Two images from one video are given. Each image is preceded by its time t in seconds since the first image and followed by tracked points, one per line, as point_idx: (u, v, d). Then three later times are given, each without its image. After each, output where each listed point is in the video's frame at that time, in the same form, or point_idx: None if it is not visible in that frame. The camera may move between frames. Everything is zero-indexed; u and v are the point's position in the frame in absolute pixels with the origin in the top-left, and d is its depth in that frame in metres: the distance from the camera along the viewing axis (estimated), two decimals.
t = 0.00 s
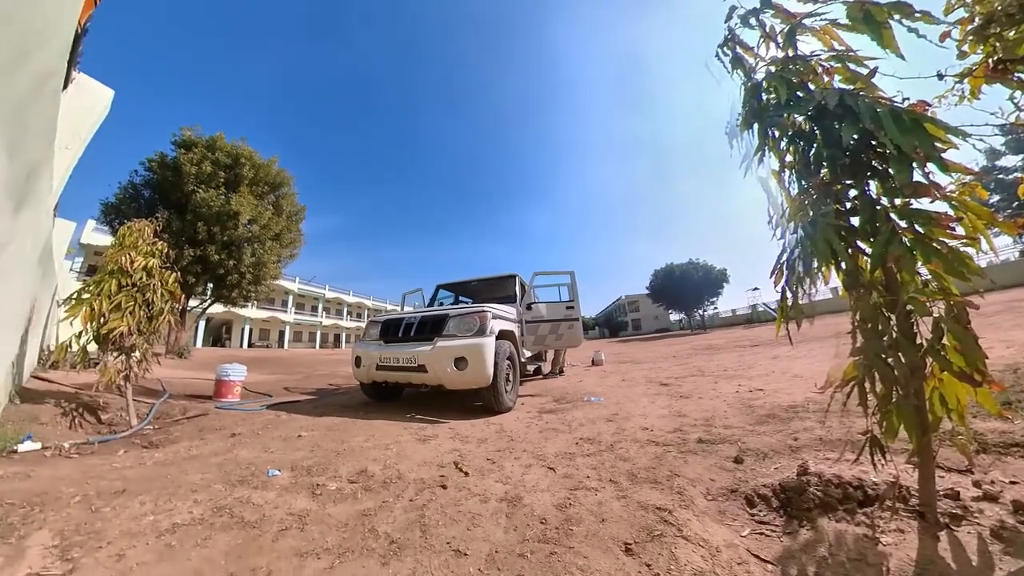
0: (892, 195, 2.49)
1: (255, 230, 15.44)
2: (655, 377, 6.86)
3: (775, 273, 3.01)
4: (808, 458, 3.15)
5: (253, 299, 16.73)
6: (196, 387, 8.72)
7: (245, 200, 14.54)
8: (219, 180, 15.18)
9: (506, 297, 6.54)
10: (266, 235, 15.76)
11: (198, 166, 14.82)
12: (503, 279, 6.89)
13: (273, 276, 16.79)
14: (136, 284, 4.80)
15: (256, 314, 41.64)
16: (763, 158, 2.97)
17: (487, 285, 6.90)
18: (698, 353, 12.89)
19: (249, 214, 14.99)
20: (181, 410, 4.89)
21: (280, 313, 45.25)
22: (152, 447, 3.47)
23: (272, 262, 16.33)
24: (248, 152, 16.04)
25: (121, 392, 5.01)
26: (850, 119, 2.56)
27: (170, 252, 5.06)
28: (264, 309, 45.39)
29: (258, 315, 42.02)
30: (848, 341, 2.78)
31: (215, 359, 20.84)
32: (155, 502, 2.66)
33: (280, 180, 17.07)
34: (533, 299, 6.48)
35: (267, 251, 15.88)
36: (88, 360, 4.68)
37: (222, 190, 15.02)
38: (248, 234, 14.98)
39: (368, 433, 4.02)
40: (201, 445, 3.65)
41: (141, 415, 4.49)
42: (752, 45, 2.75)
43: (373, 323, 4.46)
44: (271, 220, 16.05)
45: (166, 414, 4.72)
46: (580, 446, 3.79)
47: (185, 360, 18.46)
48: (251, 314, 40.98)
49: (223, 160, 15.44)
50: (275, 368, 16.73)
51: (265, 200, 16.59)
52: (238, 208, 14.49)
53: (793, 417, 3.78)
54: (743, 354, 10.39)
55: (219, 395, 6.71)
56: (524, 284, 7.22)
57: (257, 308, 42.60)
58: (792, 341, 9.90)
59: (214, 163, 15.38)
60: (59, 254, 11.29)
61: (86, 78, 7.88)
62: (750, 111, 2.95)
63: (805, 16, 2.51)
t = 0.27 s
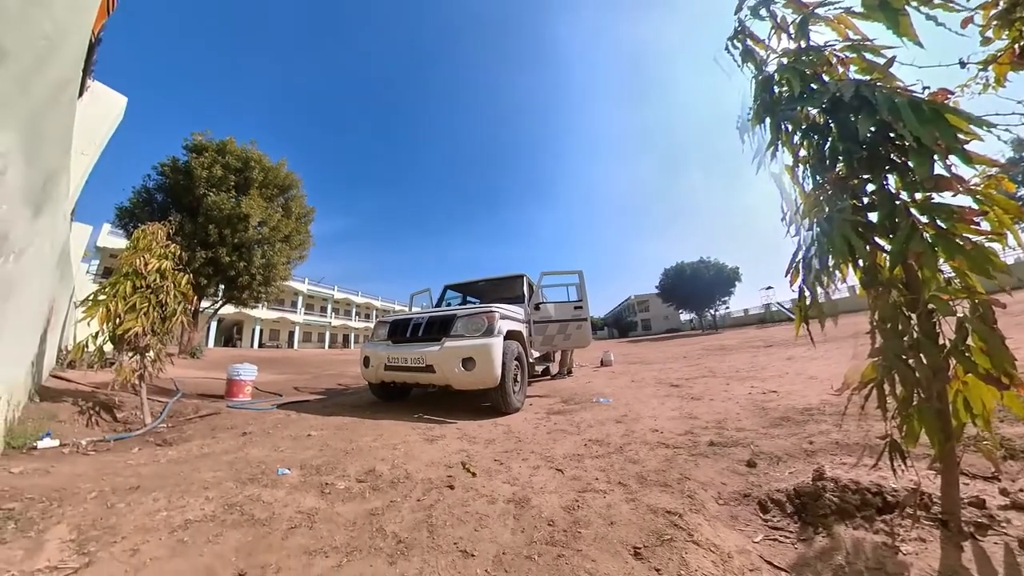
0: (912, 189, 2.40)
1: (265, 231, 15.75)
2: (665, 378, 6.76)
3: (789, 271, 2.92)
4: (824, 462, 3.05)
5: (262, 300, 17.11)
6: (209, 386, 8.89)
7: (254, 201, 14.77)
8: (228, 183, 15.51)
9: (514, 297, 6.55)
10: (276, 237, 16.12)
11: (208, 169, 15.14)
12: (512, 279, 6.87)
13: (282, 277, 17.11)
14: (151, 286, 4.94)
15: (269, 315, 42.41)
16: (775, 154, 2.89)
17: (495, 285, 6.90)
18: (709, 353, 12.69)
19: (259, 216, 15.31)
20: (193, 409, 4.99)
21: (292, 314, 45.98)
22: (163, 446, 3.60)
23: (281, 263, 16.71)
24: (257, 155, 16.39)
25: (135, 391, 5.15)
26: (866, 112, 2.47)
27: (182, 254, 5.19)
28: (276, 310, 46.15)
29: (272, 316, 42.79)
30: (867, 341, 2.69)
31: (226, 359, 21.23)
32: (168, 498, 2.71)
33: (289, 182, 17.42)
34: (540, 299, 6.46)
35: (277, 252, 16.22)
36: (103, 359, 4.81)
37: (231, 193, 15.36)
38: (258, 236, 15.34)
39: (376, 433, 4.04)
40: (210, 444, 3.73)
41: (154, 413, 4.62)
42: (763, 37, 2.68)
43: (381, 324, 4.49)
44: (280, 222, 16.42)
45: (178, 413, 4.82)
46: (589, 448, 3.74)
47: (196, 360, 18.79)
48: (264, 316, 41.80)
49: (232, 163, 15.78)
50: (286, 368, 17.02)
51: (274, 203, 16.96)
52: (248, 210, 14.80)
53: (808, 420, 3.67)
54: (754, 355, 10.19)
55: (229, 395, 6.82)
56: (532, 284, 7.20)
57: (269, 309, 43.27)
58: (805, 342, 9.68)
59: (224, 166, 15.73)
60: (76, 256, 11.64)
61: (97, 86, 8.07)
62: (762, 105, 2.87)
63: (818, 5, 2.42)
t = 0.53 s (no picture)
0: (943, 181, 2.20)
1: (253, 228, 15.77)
2: (672, 380, 6.58)
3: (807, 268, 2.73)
4: (844, 471, 2.89)
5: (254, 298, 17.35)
6: (197, 390, 8.71)
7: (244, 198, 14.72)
8: (217, 177, 15.34)
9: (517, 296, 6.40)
10: (268, 233, 16.23)
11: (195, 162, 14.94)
12: (514, 277, 6.71)
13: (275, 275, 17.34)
14: (135, 285, 4.81)
15: (258, 313, 42.03)
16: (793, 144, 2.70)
17: (496, 284, 6.76)
18: (715, 356, 12.44)
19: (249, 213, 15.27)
20: (181, 413, 4.88)
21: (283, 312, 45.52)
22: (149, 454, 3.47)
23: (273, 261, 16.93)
24: (246, 149, 16.22)
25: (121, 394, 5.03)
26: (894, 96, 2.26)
27: (168, 251, 5.05)
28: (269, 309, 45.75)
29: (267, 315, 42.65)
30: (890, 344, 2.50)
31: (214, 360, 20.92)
32: (154, 507, 2.60)
33: (280, 176, 17.40)
34: (544, 298, 6.31)
35: (268, 249, 16.40)
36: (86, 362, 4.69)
37: (220, 187, 15.26)
38: (249, 232, 15.36)
39: (373, 437, 3.90)
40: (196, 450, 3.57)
41: (139, 418, 4.50)
42: (781, 18, 2.48)
43: (378, 323, 4.35)
44: (272, 218, 16.44)
45: (166, 417, 4.69)
46: (594, 453, 3.59)
47: (186, 361, 18.59)
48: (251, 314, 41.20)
49: (221, 157, 15.59)
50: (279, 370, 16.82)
51: (264, 197, 16.93)
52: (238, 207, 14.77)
53: (826, 426, 3.50)
54: (765, 357, 9.95)
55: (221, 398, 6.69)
56: (535, 282, 7.05)
57: (259, 308, 42.81)
58: (822, 343, 9.39)
59: (212, 159, 15.53)
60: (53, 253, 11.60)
61: (77, 75, 7.99)
62: (779, 92, 2.67)
63: None
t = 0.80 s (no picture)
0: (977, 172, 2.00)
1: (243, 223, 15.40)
2: (682, 382, 6.39)
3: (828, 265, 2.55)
4: (865, 480, 2.72)
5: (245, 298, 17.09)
6: (186, 393, 8.52)
7: (233, 191, 14.44)
8: (203, 170, 15.23)
9: (520, 293, 6.25)
10: (258, 228, 15.82)
11: (182, 158, 14.86)
12: (516, 275, 6.55)
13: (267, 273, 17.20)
14: (118, 284, 4.67)
15: (251, 313, 41.75)
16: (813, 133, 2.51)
17: (498, 282, 6.62)
18: (725, 357, 12.16)
19: (238, 207, 14.94)
20: (168, 418, 4.73)
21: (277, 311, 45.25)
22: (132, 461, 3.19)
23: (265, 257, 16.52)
24: (234, 139, 16.17)
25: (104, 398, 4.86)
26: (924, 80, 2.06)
27: (152, 249, 4.93)
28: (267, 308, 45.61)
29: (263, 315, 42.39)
30: (915, 343, 2.32)
31: (203, 364, 20.47)
32: (139, 516, 2.49)
33: (270, 169, 17.24)
34: (548, 296, 6.18)
35: (259, 245, 16.02)
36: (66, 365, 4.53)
37: (207, 180, 15.07)
38: (237, 227, 15.03)
39: (370, 441, 3.75)
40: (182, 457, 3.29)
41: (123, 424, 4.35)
42: None
43: (374, 323, 4.22)
44: (263, 212, 16.09)
45: (152, 422, 4.54)
46: (600, 459, 3.44)
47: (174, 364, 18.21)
48: (244, 313, 40.88)
49: (207, 148, 15.57)
50: (272, 372, 16.51)
51: (255, 190, 16.68)
52: (227, 200, 14.51)
53: (847, 432, 3.32)
54: (780, 359, 9.68)
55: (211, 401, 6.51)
56: (538, 279, 6.89)
57: (250, 308, 42.15)
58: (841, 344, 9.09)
59: (199, 151, 15.48)
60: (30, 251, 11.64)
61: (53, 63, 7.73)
62: (799, 77, 2.48)
63: None
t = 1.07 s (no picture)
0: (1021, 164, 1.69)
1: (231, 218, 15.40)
2: (692, 385, 6.20)
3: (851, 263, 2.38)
4: (889, 491, 2.55)
5: (234, 297, 17.32)
6: (173, 396, 8.30)
7: (221, 187, 14.39)
8: (190, 162, 14.96)
9: (524, 291, 6.12)
10: (247, 224, 15.98)
11: (166, 149, 14.50)
12: (520, 271, 6.39)
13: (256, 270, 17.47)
14: (100, 283, 4.33)
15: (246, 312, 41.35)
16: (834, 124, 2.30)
17: (500, 279, 6.49)
18: (735, 358, 11.92)
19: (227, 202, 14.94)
20: (154, 423, 4.58)
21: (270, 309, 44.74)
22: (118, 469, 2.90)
23: (255, 252, 16.74)
24: (221, 129, 15.82)
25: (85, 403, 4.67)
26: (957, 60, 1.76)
27: (138, 246, 4.58)
28: (260, 306, 44.83)
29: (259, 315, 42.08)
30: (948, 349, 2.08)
31: (191, 364, 20.13)
32: (123, 526, 2.38)
33: (259, 162, 17.15)
34: (551, 294, 6.01)
35: (248, 241, 16.20)
36: (44, 368, 4.33)
37: (194, 174, 14.87)
38: (226, 223, 15.12)
39: (366, 445, 3.60)
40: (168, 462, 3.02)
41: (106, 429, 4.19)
42: None
43: (370, 322, 4.15)
44: (251, 208, 16.19)
45: (138, 427, 4.38)
46: (606, 464, 3.29)
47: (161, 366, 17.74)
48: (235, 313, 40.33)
49: (194, 139, 15.21)
50: (266, 373, 16.28)
51: (243, 184, 16.60)
52: (216, 197, 14.46)
53: (869, 439, 3.15)
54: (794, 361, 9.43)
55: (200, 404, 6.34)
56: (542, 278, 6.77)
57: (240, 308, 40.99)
58: (856, 348, 8.85)
59: (184, 143, 15.13)
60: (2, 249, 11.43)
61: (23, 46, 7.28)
62: (819, 61, 2.25)
63: None
